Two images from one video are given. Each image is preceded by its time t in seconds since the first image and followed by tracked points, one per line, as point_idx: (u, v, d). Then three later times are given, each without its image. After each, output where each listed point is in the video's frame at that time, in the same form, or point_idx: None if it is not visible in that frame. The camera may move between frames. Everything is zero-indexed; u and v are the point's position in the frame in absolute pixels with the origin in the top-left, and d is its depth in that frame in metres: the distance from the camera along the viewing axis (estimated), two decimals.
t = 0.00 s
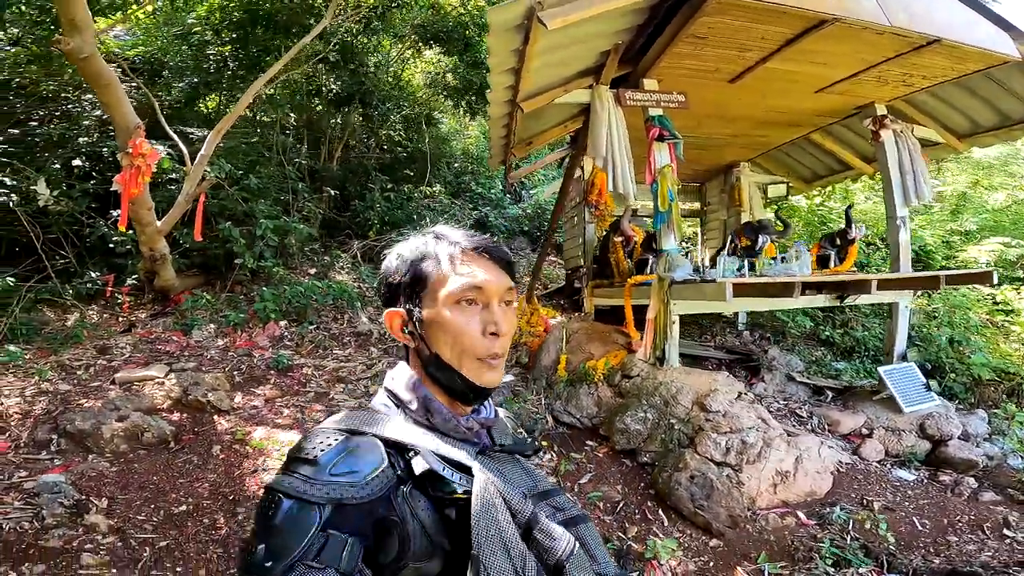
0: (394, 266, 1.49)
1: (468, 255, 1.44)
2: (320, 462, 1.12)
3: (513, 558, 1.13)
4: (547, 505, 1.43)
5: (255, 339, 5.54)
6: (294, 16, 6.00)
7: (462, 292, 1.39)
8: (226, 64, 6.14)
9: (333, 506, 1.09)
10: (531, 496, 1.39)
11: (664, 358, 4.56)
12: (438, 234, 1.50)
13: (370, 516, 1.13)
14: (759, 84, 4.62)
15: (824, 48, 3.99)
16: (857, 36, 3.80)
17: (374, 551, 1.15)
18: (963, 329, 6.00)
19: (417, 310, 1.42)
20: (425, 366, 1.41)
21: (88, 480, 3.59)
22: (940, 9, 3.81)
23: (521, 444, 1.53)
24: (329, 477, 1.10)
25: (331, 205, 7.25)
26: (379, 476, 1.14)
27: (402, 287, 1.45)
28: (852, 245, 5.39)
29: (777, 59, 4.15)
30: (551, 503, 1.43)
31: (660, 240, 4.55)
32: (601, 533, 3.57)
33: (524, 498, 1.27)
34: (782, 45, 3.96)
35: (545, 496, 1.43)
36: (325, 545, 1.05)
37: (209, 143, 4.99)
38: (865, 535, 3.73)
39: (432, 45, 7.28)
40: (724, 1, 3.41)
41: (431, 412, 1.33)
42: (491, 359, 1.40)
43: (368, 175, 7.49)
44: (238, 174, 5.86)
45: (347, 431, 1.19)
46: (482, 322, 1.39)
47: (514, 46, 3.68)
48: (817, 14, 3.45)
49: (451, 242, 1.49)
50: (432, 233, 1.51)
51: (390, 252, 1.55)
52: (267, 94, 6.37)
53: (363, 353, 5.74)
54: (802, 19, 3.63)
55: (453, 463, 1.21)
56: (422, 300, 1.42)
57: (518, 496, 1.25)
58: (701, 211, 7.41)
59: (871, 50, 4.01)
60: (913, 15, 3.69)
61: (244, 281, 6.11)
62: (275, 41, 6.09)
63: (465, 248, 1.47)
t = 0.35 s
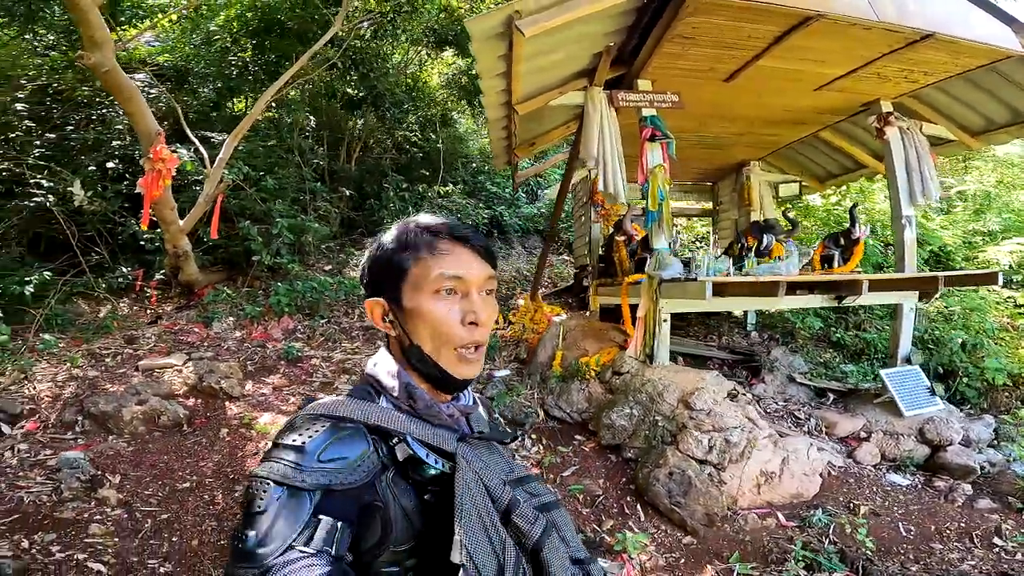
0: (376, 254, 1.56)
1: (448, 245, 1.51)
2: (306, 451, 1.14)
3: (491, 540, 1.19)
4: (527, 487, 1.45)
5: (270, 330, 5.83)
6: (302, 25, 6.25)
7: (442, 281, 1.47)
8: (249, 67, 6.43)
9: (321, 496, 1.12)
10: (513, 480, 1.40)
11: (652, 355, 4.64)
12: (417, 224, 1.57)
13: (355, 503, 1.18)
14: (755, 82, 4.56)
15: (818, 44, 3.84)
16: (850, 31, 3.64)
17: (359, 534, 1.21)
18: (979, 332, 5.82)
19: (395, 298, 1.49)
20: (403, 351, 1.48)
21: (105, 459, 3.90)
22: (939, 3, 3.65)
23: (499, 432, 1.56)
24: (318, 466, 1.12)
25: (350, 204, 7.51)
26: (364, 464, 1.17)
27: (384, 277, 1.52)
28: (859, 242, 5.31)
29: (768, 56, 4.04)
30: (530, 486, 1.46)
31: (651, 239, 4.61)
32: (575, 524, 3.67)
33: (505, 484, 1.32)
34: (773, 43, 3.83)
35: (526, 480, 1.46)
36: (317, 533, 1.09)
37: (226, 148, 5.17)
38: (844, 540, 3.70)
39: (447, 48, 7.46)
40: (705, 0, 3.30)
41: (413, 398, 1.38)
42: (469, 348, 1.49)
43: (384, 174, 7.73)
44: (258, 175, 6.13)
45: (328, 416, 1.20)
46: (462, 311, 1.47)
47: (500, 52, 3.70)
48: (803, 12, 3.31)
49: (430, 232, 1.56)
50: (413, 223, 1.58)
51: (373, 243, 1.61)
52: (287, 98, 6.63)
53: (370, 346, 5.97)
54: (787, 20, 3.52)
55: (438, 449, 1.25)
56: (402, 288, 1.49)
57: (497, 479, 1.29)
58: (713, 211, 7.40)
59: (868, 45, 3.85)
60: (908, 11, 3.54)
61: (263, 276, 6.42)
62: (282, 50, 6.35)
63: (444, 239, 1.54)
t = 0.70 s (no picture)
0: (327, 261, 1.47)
1: (400, 251, 1.41)
2: (265, 468, 1.14)
3: (466, 546, 1.19)
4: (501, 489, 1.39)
5: (295, 322, 6.09)
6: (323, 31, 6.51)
7: (393, 290, 1.38)
8: (276, 72, 6.78)
9: (284, 512, 1.12)
10: (486, 483, 1.35)
11: (658, 347, 4.66)
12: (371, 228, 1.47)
13: (323, 516, 1.16)
14: (763, 76, 4.54)
15: (821, 36, 3.80)
16: (851, 23, 3.60)
17: (332, 548, 1.19)
18: (1011, 330, 5.59)
19: (348, 308, 1.42)
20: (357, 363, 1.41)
21: (136, 437, 4.19)
22: None
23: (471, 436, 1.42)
24: (277, 482, 1.12)
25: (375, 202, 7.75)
26: (328, 476, 1.15)
27: (336, 285, 1.43)
28: (876, 238, 5.21)
29: (772, 49, 4.01)
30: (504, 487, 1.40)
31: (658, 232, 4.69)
32: (568, 510, 3.75)
33: (479, 486, 1.31)
34: (773, 35, 3.81)
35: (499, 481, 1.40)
36: (282, 548, 1.10)
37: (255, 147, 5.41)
38: (844, 538, 3.64)
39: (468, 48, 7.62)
40: None
41: (374, 407, 1.33)
42: (426, 360, 1.41)
43: (408, 173, 7.94)
44: (286, 174, 6.41)
45: (285, 433, 1.19)
46: (416, 322, 1.38)
47: (501, 54, 3.79)
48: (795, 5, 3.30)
49: (385, 235, 1.45)
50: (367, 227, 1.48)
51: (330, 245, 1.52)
52: (312, 99, 6.92)
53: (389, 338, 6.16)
54: (781, 14, 3.51)
55: (402, 457, 1.23)
56: (354, 298, 1.41)
57: (466, 481, 1.26)
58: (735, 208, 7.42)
59: (873, 36, 3.79)
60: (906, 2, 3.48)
61: (291, 270, 6.71)
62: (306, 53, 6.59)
63: (398, 241, 1.44)
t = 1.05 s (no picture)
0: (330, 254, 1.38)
1: (398, 244, 1.30)
2: (271, 461, 1.09)
3: (471, 541, 1.15)
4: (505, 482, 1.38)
5: (317, 318, 6.28)
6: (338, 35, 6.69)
7: (389, 286, 1.27)
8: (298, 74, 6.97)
9: (289, 505, 1.08)
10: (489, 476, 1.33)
11: (668, 343, 4.74)
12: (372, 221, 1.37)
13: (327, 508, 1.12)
14: (774, 70, 4.53)
15: (830, 32, 3.81)
16: (860, 19, 3.60)
17: (336, 541, 1.15)
18: None
19: (347, 305, 1.33)
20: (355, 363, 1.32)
21: (167, 427, 4.42)
22: None
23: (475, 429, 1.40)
24: (283, 477, 1.08)
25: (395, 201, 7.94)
26: (332, 469, 1.11)
27: (336, 280, 1.34)
28: (895, 233, 5.13)
29: (781, 44, 4.01)
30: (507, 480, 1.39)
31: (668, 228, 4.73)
32: (575, 502, 3.83)
33: (481, 480, 1.26)
34: (781, 30, 3.80)
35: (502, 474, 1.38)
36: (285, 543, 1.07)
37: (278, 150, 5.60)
38: (853, 535, 3.63)
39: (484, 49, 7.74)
40: None
41: (377, 402, 1.26)
42: (425, 362, 1.29)
43: (426, 172, 8.10)
44: (309, 176, 6.61)
45: (292, 425, 1.14)
46: (413, 322, 1.27)
47: (509, 55, 3.86)
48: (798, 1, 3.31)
49: (388, 227, 1.34)
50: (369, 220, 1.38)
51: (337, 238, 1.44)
52: (333, 101, 7.13)
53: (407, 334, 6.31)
54: (787, 9, 3.52)
55: (406, 450, 1.18)
56: (351, 294, 1.32)
57: (469, 474, 1.23)
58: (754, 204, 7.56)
59: (883, 31, 3.79)
60: None
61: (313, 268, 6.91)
62: (325, 56, 6.86)
63: (401, 235, 1.33)
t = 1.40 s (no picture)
0: (346, 247, 1.43)
1: (420, 232, 1.39)
2: (290, 450, 1.07)
3: (484, 535, 1.14)
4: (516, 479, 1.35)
5: (330, 317, 6.34)
6: (346, 37, 6.76)
7: (417, 271, 1.35)
8: (309, 76, 7.04)
9: (307, 494, 1.06)
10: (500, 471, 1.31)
11: (680, 342, 4.70)
12: (387, 214, 1.45)
13: (342, 498, 1.13)
14: (786, 67, 4.49)
15: (840, 27, 3.77)
16: (870, 14, 3.56)
17: (351, 533, 1.16)
18: None
19: (371, 292, 1.38)
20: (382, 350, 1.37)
21: (183, 425, 4.47)
22: None
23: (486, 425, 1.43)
24: (303, 464, 1.05)
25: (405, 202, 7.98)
26: (349, 459, 1.10)
27: (357, 271, 1.39)
28: (913, 230, 5.02)
29: (791, 40, 3.97)
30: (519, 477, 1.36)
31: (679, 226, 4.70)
32: (583, 502, 3.81)
33: (496, 474, 1.25)
34: (791, 26, 3.77)
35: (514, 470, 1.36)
36: (303, 533, 1.04)
37: (290, 151, 5.67)
38: (866, 537, 3.58)
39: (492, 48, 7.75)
40: None
41: (394, 393, 1.32)
42: (453, 340, 1.37)
43: (437, 172, 8.13)
44: (321, 177, 6.67)
45: (311, 415, 1.16)
46: (442, 303, 1.35)
47: (515, 54, 3.86)
48: None
49: (405, 217, 1.43)
50: (383, 214, 1.45)
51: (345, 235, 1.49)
52: (343, 103, 7.19)
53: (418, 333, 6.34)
54: (796, 5, 3.48)
55: (422, 442, 1.19)
56: (376, 281, 1.37)
57: (482, 468, 1.22)
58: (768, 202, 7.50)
59: (895, 26, 3.74)
60: None
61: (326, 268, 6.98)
62: (335, 58, 6.88)
63: (419, 224, 1.42)
